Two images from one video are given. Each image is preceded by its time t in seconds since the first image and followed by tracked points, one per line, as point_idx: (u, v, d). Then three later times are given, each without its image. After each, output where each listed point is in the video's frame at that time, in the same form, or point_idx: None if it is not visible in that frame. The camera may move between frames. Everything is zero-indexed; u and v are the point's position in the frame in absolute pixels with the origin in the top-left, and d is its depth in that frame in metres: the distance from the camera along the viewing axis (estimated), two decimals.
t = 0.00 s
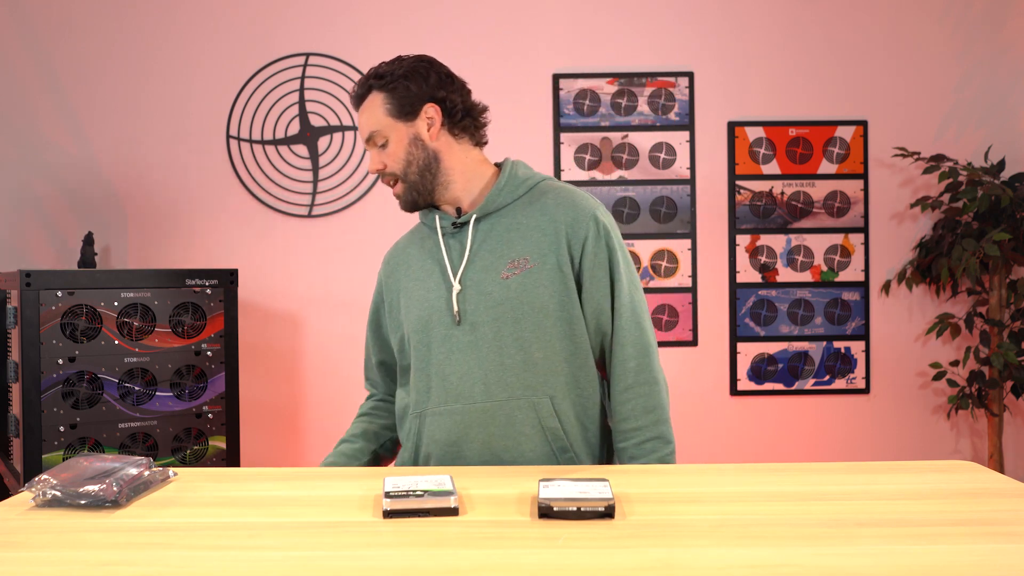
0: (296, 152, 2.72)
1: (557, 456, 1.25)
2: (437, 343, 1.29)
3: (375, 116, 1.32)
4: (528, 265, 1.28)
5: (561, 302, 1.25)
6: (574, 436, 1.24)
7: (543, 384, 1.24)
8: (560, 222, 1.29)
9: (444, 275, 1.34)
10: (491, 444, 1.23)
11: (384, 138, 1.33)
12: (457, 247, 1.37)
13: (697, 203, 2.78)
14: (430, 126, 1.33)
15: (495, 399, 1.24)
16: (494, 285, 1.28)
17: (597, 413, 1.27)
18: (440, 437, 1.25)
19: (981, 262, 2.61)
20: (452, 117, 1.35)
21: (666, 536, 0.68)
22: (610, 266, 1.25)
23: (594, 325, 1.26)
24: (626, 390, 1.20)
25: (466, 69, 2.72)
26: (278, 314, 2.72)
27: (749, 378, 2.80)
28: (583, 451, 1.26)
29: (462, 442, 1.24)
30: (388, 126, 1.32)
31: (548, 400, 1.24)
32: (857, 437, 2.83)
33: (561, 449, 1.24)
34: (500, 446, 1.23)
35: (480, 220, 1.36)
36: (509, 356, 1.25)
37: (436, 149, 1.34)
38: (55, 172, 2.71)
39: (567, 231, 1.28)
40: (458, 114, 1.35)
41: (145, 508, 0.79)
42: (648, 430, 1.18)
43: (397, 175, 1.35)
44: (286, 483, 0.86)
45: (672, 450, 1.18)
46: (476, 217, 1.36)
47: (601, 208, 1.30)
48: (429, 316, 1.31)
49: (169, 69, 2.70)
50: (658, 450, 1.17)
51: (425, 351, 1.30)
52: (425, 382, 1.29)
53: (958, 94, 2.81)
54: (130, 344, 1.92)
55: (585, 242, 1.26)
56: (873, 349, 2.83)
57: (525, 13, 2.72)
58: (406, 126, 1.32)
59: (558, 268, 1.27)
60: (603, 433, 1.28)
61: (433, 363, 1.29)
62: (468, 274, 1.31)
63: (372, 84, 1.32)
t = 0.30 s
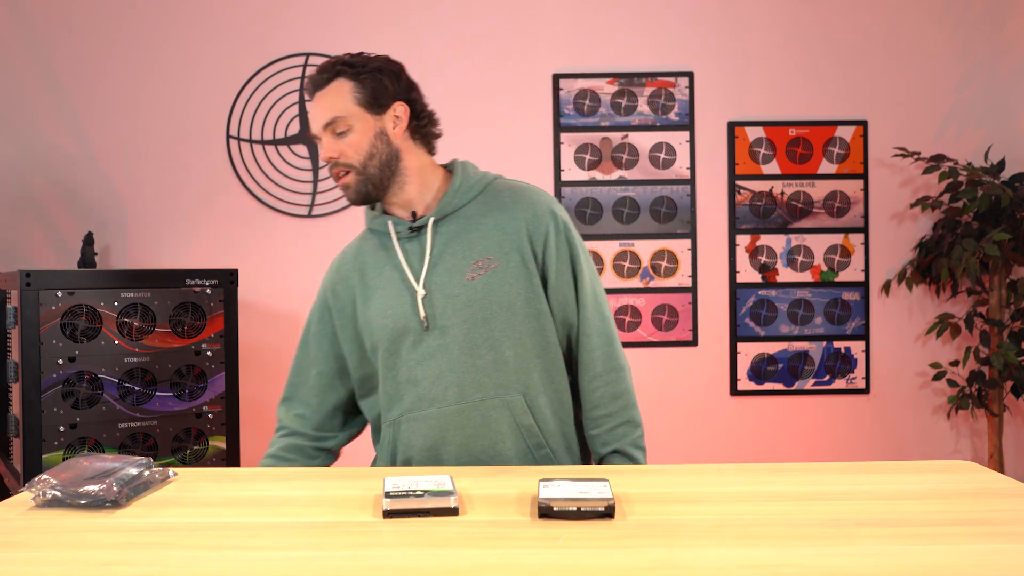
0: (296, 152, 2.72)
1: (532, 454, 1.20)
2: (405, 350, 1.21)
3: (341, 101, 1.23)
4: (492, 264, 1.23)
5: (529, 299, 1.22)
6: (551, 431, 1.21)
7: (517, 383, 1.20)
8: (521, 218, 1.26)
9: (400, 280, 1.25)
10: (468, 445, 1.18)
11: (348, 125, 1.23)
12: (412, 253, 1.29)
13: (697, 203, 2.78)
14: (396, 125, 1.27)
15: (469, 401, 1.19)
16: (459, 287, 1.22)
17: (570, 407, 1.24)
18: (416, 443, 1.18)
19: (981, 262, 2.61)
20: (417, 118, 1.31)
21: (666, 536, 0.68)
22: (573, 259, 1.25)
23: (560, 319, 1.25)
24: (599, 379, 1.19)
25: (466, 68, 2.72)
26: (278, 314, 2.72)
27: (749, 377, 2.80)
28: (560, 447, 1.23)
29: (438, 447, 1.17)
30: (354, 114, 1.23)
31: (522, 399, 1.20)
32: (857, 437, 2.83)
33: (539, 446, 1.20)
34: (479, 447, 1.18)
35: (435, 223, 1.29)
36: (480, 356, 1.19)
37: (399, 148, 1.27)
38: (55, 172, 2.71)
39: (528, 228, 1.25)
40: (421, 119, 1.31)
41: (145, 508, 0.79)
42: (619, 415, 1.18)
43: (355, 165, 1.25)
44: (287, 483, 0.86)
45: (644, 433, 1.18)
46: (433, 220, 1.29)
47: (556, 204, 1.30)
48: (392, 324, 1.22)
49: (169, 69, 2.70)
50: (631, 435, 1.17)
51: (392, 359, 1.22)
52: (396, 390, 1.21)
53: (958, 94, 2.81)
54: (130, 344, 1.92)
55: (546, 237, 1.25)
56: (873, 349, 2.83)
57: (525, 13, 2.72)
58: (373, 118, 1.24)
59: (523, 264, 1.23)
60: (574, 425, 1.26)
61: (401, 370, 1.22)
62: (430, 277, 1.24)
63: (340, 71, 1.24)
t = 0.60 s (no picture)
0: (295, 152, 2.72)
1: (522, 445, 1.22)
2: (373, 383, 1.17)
3: (273, 123, 1.10)
4: (437, 277, 1.19)
5: (483, 303, 1.19)
6: (536, 421, 1.22)
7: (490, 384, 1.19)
8: (453, 221, 1.22)
9: (348, 314, 1.19)
10: (462, 452, 1.19)
11: (284, 151, 1.11)
12: (350, 291, 1.21)
13: (697, 203, 2.78)
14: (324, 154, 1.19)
15: (453, 415, 1.17)
16: (413, 308, 1.17)
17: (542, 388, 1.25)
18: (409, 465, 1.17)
19: (981, 262, 2.61)
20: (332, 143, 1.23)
21: (666, 536, 0.68)
22: (514, 242, 1.22)
23: (516, 306, 1.22)
24: (567, 349, 1.19)
25: (466, 69, 2.72)
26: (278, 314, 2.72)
27: (749, 378, 2.80)
28: (546, 431, 1.24)
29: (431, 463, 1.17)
30: (289, 140, 1.12)
31: (498, 398, 1.20)
32: (857, 437, 2.83)
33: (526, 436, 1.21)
34: (472, 450, 1.19)
35: (371, 249, 1.23)
36: (451, 369, 1.17)
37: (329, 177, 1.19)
38: (55, 172, 2.71)
39: (461, 228, 1.21)
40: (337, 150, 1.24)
41: (145, 508, 0.79)
42: (591, 374, 1.19)
43: (297, 190, 1.12)
44: (289, 482, 0.86)
45: (620, 385, 1.21)
46: (366, 248, 1.22)
47: (479, 190, 1.26)
48: (352, 365, 1.15)
49: (169, 69, 2.69)
50: (610, 390, 1.19)
51: (363, 393, 1.18)
52: (377, 419, 1.18)
53: (958, 94, 2.81)
54: (130, 344, 1.92)
55: (481, 230, 1.21)
56: (873, 349, 2.83)
57: (525, 13, 2.72)
58: (306, 146, 1.15)
59: (467, 268, 1.20)
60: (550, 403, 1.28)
61: (375, 400, 1.18)
62: (380, 304, 1.18)
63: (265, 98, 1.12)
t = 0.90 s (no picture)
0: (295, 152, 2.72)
1: (511, 450, 1.23)
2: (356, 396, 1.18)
3: (248, 138, 1.13)
4: (416, 289, 1.18)
5: (463, 312, 1.19)
6: (524, 425, 1.22)
7: (476, 391, 1.20)
8: (429, 230, 1.21)
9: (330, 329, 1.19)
10: (451, 460, 1.20)
11: (261, 164, 1.14)
12: (327, 305, 1.21)
13: (697, 203, 2.78)
14: (296, 166, 1.22)
15: (440, 424, 1.18)
16: (392, 320, 1.17)
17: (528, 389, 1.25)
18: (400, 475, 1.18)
19: (981, 262, 2.61)
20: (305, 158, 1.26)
21: (667, 537, 0.68)
22: (491, 246, 1.20)
23: (499, 310, 1.21)
24: (553, 349, 1.18)
25: (466, 68, 2.72)
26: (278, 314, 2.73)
27: (749, 378, 2.80)
28: (535, 433, 1.25)
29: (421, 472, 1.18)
30: (265, 153, 1.14)
31: (485, 404, 1.20)
32: (856, 437, 2.83)
33: (514, 440, 1.22)
34: (461, 457, 1.20)
35: (347, 263, 1.23)
36: (436, 378, 1.18)
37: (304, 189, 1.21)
38: (55, 172, 2.71)
39: (438, 237, 1.21)
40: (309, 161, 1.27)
41: (145, 508, 0.79)
42: (579, 373, 1.18)
43: (275, 205, 1.14)
44: (289, 482, 0.86)
45: (609, 382, 1.20)
46: (342, 262, 1.22)
47: (454, 195, 1.24)
48: (334, 380, 1.16)
49: (169, 70, 2.70)
50: (597, 388, 1.18)
51: (347, 406, 1.19)
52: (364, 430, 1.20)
53: (958, 94, 2.81)
54: (130, 344, 1.92)
55: (458, 237, 1.21)
56: (873, 349, 2.83)
57: (525, 13, 2.72)
58: (282, 158, 1.17)
59: (445, 277, 1.20)
60: (538, 404, 1.28)
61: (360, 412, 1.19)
62: (359, 317, 1.19)
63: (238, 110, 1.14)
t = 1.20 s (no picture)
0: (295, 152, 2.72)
1: (507, 450, 1.22)
2: (349, 396, 1.18)
3: (250, 134, 1.13)
4: (410, 287, 1.18)
5: (457, 310, 1.19)
6: (519, 424, 1.22)
7: (471, 390, 1.20)
8: (423, 228, 1.21)
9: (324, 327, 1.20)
10: (446, 459, 1.20)
11: (261, 161, 1.14)
12: (321, 304, 1.22)
13: (697, 203, 2.78)
14: (295, 164, 1.22)
15: (435, 424, 1.18)
16: (386, 318, 1.17)
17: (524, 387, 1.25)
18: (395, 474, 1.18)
19: (981, 262, 2.61)
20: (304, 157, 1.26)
21: (668, 537, 0.68)
22: (486, 243, 1.20)
23: (494, 308, 1.21)
24: (549, 347, 1.18)
25: (466, 68, 2.72)
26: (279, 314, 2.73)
27: (749, 378, 2.79)
28: (531, 433, 1.25)
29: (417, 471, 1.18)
30: (266, 150, 1.15)
31: (480, 403, 1.20)
32: (855, 437, 2.83)
33: (509, 439, 1.22)
34: (457, 455, 1.20)
35: (341, 261, 1.23)
36: (430, 377, 1.18)
37: (302, 187, 1.21)
38: (55, 172, 2.71)
39: (432, 234, 1.21)
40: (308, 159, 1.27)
41: (145, 508, 0.79)
42: (575, 371, 1.18)
43: (272, 203, 1.14)
44: (288, 482, 0.86)
45: (606, 379, 1.20)
46: (336, 260, 1.22)
47: (449, 193, 1.24)
48: (327, 378, 1.16)
49: (169, 70, 2.70)
50: (594, 387, 1.18)
51: (341, 405, 1.19)
52: (358, 429, 1.20)
53: (958, 94, 2.81)
54: (130, 344, 1.92)
55: (452, 234, 1.21)
56: (873, 349, 2.83)
57: (525, 13, 2.72)
58: (282, 156, 1.17)
59: (439, 274, 1.20)
60: (533, 403, 1.27)
61: (354, 411, 1.19)
62: (352, 315, 1.19)
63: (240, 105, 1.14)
